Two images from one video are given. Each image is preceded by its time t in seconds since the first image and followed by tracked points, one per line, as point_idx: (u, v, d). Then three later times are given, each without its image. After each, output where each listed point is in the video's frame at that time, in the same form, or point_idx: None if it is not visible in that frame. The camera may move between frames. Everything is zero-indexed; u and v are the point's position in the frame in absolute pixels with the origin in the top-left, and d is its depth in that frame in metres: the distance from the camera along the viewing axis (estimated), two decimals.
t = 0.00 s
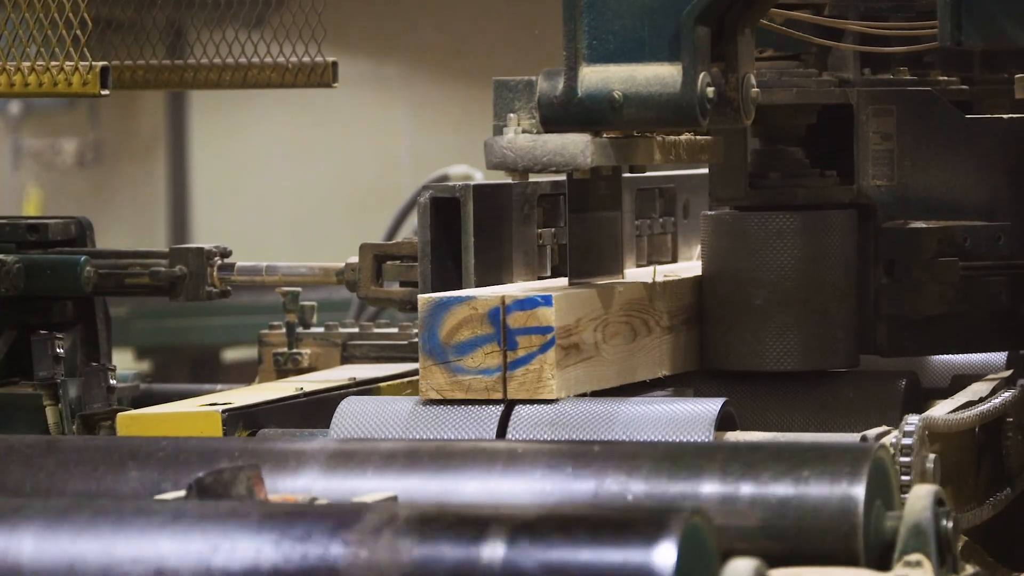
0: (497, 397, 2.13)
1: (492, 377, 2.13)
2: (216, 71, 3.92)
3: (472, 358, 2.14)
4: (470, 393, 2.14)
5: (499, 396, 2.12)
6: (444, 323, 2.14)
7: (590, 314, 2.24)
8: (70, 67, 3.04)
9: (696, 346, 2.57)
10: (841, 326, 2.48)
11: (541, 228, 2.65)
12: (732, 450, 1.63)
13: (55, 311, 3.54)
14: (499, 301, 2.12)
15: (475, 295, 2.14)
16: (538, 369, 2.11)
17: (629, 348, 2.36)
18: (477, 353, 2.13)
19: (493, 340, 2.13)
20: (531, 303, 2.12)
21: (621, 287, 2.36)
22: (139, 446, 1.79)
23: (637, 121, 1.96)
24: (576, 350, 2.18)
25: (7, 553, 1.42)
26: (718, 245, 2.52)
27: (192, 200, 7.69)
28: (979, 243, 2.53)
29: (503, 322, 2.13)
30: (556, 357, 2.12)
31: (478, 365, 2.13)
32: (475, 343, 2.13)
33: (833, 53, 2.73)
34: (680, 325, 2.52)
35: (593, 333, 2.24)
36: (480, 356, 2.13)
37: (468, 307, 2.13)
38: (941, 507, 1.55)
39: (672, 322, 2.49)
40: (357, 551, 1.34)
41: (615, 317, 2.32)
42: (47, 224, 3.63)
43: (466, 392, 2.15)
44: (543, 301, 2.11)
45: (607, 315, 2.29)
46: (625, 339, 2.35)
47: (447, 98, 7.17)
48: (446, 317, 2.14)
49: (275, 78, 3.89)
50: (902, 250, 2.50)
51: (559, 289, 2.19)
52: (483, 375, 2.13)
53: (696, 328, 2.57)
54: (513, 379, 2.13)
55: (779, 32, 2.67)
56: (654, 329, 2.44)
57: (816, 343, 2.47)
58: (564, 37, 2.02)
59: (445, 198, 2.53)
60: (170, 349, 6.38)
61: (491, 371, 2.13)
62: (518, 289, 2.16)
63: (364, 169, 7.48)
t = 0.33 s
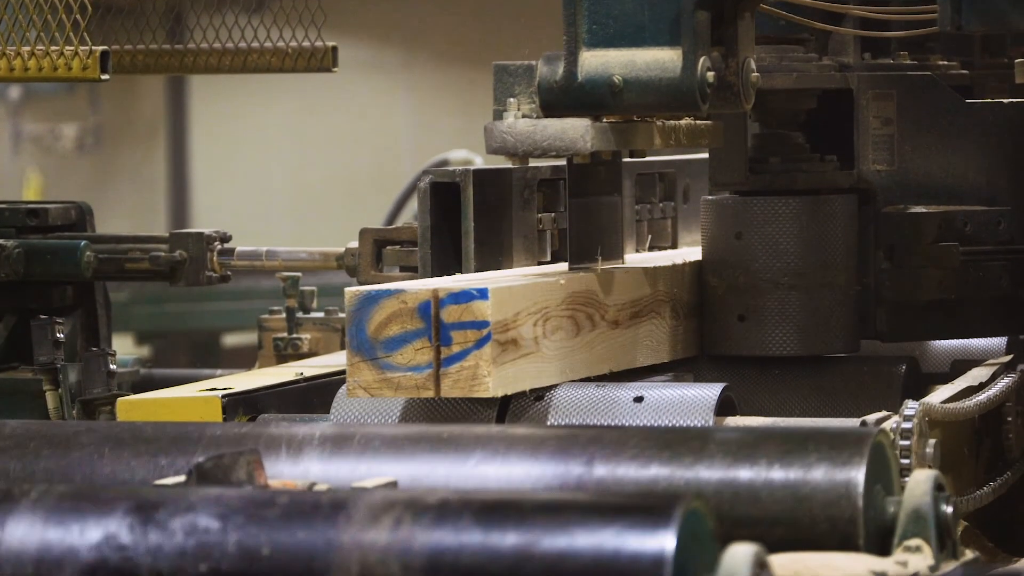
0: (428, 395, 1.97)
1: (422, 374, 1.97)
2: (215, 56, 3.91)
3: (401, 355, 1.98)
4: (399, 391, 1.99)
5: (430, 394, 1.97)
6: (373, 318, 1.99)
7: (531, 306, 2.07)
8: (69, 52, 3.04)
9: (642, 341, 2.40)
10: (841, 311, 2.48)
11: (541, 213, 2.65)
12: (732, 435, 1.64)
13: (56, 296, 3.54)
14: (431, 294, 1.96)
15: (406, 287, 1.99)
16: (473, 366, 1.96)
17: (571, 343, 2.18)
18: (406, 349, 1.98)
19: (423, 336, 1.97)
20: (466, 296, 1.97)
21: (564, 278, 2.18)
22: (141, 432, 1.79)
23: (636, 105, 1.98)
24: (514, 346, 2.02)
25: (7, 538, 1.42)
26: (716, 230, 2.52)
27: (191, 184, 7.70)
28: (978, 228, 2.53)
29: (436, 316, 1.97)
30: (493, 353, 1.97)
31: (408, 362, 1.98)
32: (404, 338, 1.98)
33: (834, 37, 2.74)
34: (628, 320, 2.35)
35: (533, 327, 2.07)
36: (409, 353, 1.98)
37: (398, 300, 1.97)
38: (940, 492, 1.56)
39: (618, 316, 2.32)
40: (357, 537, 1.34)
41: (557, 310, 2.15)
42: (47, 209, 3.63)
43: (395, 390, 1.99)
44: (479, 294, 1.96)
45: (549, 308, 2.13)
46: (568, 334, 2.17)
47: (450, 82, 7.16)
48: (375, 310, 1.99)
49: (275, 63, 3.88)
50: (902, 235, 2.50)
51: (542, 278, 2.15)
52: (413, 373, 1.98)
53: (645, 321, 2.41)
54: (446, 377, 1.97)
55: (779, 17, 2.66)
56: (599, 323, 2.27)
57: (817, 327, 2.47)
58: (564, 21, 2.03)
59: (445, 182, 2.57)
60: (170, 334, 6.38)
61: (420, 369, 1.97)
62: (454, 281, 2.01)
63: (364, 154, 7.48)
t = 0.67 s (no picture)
0: (351, 398, 1.86)
1: (344, 376, 1.86)
2: (215, 46, 3.90)
3: (322, 356, 1.87)
4: (321, 394, 1.87)
5: (353, 397, 1.86)
6: (292, 317, 1.88)
7: (463, 305, 1.96)
8: (69, 42, 3.03)
9: (584, 343, 2.24)
10: (840, 301, 2.49)
11: (541, 203, 2.65)
12: (732, 425, 1.64)
13: (55, 286, 3.55)
14: (353, 292, 1.84)
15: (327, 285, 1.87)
16: (400, 368, 1.85)
17: (505, 345, 2.04)
18: (327, 349, 1.87)
19: (345, 336, 1.85)
20: (393, 294, 1.85)
21: (501, 276, 2.06)
22: (140, 421, 1.79)
23: (636, 95, 1.99)
24: (445, 347, 1.91)
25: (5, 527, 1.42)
26: (716, 220, 2.52)
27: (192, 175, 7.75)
28: (978, 218, 2.52)
29: (360, 316, 1.86)
30: (422, 355, 1.85)
31: (329, 364, 1.86)
32: (326, 339, 1.86)
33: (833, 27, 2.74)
34: (572, 320, 2.21)
35: (467, 327, 1.96)
36: (330, 354, 1.86)
37: (318, 298, 1.86)
38: (941, 483, 1.56)
39: (559, 316, 2.18)
40: (357, 526, 1.34)
41: (492, 309, 2.03)
42: (47, 198, 3.63)
43: (316, 392, 1.88)
44: (406, 293, 1.84)
45: (483, 307, 2.01)
46: (504, 335, 2.04)
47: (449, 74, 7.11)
48: (295, 308, 1.87)
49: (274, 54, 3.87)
50: (902, 225, 2.50)
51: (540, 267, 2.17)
52: (335, 374, 1.86)
53: (590, 321, 2.25)
54: (371, 379, 1.86)
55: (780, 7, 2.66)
56: (538, 322, 2.13)
57: (816, 317, 2.48)
58: (564, 11, 2.03)
59: (445, 171, 2.59)
60: (170, 324, 6.37)
61: (342, 371, 1.86)
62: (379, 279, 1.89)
63: (362, 144, 7.46)
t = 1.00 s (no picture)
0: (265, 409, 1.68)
1: (257, 386, 1.68)
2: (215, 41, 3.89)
3: (234, 364, 1.69)
4: (232, 405, 1.70)
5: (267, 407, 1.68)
6: (200, 323, 1.70)
7: (389, 310, 1.78)
8: (68, 37, 3.03)
9: (520, 350, 2.07)
10: (841, 297, 2.49)
11: (541, 198, 2.65)
12: (731, 420, 1.64)
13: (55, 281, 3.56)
14: (269, 297, 1.67)
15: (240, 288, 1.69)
16: (320, 378, 1.67)
17: (436, 353, 1.87)
18: (240, 357, 1.69)
19: (259, 342, 1.68)
20: (313, 298, 1.68)
21: (432, 279, 1.88)
22: (141, 416, 1.79)
23: (636, 91, 2.00)
24: (369, 354, 1.73)
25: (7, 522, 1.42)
26: (717, 215, 2.52)
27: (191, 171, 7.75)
28: (979, 214, 2.51)
29: (277, 322, 1.68)
30: (344, 363, 1.68)
31: (241, 373, 1.69)
32: (238, 345, 1.69)
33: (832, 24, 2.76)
34: (508, 325, 2.03)
35: (393, 333, 1.78)
36: (243, 361, 1.68)
37: (229, 302, 1.68)
38: (941, 478, 1.56)
39: (495, 320, 2.00)
40: (359, 521, 1.34)
41: (422, 314, 1.85)
42: (47, 194, 3.63)
43: (228, 403, 1.70)
44: (328, 296, 1.67)
45: (412, 312, 1.83)
46: (434, 341, 1.86)
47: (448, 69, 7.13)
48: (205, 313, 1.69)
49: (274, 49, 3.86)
50: (902, 221, 2.50)
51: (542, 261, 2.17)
52: (247, 384, 1.69)
53: (527, 327, 2.08)
54: (288, 389, 1.68)
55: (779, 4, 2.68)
56: (473, 328, 1.95)
57: (816, 312, 2.47)
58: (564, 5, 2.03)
59: (444, 166, 2.61)
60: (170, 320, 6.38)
61: (256, 379, 1.68)
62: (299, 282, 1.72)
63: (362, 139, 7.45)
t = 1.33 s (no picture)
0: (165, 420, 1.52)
1: (157, 395, 1.52)
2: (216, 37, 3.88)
3: (132, 371, 1.54)
4: (130, 416, 1.54)
5: (167, 417, 1.52)
6: (96, 328, 1.54)
7: (309, 315, 1.62)
8: (68, 34, 3.03)
9: (452, 359, 1.88)
10: (841, 293, 2.49)
11: (541, 194, 2.66)
12: (730, 417, 1.64)
13: (55, 277, 3.55)
14: (171, 301, 1.53)
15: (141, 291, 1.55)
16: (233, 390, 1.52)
17: (357, 361, 1.69)
18: (139, 364, 1.53)
19: (160, 349, 1.53)
20: (223, 303, 1.52)
21: (356, 281, 1.71)
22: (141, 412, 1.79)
23: (636, 87, 1.99)
24: (285, 363, 1.57)
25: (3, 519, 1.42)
26: (718, 210, 2.52)
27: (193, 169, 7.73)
28: (979, 211, 2.52)
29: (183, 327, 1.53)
30: (256, 371, 1.52)
31: (140, 381, 1.53)
32: (137, 352, 1.53)
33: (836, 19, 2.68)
34: (438, 332, 1.85)
35: (312, 340, 1.62)
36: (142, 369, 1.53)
37: (128, 306, 1.53)
38: (941, 474, 1.56)
39: (426, 326, 1.82)
40: (357, 519, 1.34)
41: (343, 319, 1.68)
42: (47, 190, 3.63)
43: (125, 414, 1.54)
44: (238, 301, 1.52)
45: (330, 317, 1.66)
46: (357, 349, 1.69)
47: (450, 64, 7.17)
48: (101, 317, 1.54)
49: (274, 45, 3.86)
50: (902, 218, 2.50)
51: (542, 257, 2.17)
52: (146, 394, 1.53)
53: (460, 334, 1.90)
54: (195, 401, 1.52)
55: None
56: (399, 335, 1.77)
57: (816, 308, 2.48)
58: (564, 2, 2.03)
59: (446, 162, 2.60)
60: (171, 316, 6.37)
61: (156, 389, 1.53)
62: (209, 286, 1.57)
63: (362, 136, 7.44)
